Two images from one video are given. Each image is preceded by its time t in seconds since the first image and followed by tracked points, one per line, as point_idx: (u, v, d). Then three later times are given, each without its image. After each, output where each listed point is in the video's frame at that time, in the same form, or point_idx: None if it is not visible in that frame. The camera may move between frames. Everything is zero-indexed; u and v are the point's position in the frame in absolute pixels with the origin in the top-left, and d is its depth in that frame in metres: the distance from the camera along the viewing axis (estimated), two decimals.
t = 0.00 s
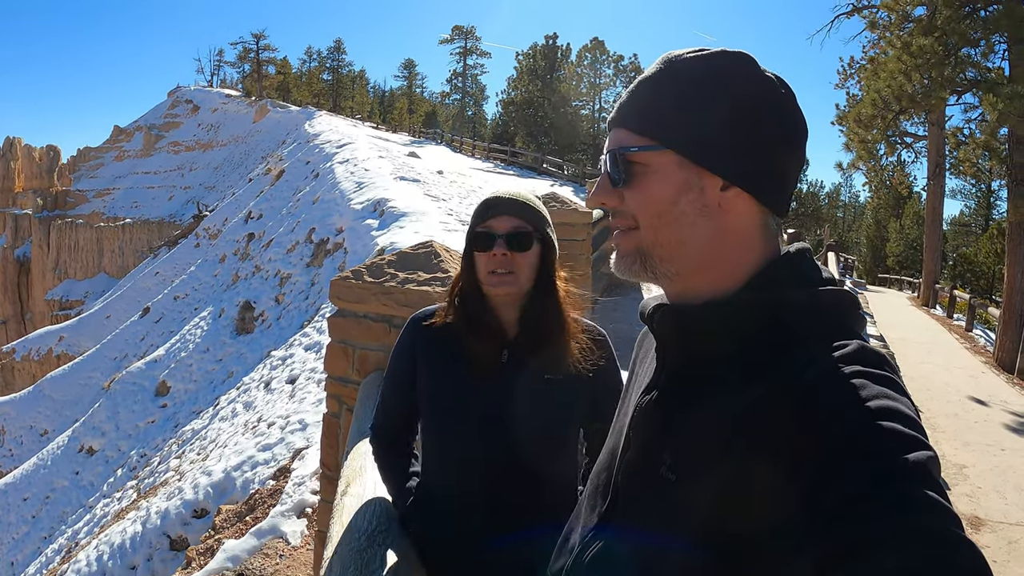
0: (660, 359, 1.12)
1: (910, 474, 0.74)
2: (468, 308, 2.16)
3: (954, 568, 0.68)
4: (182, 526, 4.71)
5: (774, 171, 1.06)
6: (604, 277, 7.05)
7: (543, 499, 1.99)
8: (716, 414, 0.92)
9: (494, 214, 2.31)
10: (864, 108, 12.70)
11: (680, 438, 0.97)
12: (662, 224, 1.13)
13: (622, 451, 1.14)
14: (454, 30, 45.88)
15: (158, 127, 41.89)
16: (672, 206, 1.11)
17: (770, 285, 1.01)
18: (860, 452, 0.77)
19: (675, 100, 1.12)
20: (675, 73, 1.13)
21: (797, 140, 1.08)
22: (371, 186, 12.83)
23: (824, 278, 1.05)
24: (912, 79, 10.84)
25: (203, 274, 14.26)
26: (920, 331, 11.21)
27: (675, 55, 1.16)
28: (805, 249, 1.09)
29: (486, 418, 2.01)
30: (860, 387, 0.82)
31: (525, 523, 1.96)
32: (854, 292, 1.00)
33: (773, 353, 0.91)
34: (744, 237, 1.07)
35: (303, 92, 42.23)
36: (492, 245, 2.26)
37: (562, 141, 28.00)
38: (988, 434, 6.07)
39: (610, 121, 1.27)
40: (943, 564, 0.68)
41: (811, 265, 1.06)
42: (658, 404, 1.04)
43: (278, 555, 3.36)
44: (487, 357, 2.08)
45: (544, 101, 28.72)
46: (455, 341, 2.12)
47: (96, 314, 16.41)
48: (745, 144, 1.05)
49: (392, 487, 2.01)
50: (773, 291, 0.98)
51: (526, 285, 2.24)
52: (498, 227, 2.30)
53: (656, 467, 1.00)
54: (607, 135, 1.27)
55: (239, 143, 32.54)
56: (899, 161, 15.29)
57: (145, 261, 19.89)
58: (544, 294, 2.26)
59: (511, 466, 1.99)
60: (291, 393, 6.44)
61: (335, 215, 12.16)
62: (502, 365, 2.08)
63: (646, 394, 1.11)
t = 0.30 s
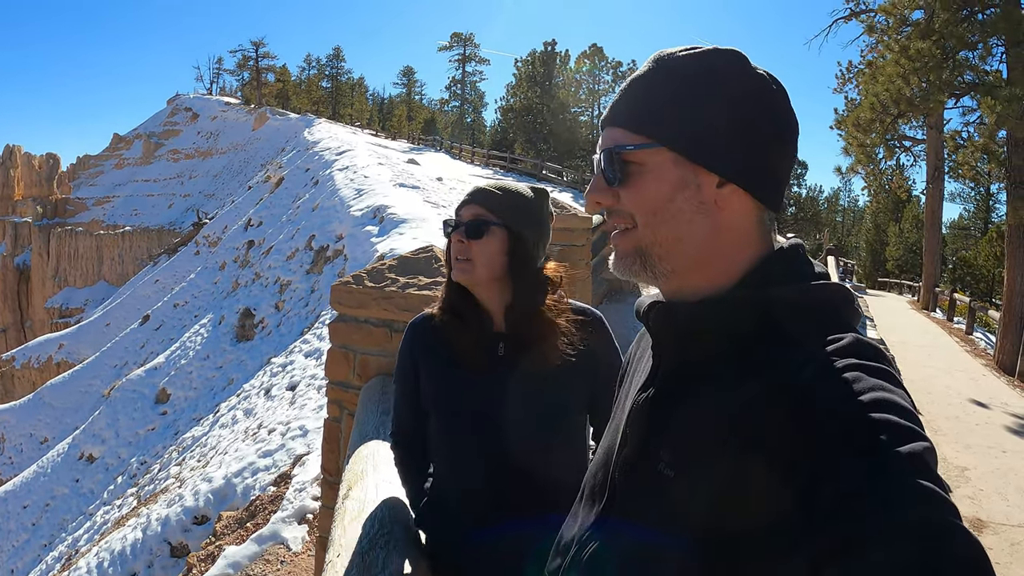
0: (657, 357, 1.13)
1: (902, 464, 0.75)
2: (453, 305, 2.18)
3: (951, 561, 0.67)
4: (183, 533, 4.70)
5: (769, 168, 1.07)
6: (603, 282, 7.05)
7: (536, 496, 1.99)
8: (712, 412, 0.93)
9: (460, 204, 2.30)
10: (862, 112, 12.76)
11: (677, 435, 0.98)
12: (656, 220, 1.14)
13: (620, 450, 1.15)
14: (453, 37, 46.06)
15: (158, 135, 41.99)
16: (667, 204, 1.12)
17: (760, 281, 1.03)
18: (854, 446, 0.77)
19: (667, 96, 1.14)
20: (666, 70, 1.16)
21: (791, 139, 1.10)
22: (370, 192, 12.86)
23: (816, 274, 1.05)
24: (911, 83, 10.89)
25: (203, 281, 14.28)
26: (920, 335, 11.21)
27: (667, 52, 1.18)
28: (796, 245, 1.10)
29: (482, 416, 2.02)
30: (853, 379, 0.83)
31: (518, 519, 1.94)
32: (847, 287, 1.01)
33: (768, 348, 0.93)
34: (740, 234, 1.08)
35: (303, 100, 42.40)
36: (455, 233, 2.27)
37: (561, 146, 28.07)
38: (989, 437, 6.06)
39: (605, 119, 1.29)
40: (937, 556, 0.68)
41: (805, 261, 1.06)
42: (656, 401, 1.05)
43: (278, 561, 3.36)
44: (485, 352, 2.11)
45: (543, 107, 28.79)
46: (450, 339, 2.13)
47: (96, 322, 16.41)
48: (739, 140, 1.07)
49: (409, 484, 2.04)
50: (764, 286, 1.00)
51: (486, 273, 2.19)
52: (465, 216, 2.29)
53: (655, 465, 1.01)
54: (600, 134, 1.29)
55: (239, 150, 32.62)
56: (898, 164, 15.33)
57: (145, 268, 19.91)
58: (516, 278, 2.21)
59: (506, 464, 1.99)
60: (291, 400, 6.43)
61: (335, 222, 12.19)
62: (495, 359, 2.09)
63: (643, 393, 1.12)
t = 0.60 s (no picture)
0: (626, 357, 1.15)
1: (865, 453, 0.76)
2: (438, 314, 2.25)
3: (912, 542, 0.70)
4: (182, 537, 4.72)
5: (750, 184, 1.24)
6: (603, 286, 7.06)
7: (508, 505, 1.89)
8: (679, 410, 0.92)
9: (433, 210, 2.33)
10: (862, 116, 12.79)
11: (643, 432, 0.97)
12: (706, 217, 1.14)
13: (590, 450, 1.15)
14: (454, 42, 46.22)
15: (161, 140, 42.16)
16: (714, 203, 1.16)
17: (727, 274, 1.06)
18: (818, 441, 0.78)
19: (698, 91, 1.18)
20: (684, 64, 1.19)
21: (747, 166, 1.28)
22: (371, 197, 12.91)
23: (774, 271, 1.08)
24: (910, 86, 10.93)
25: (204, 286, 14.31)
26: (921, 339, 11.19)
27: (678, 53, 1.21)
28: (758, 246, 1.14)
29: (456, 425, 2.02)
30: (814, 372, 0.85)
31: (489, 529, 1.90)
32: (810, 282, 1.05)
33: (732, 347, 0.95)
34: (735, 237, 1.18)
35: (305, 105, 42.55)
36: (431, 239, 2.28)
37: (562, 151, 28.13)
38: (990, 440, 6.05)
39: (624, 100, 1.23)
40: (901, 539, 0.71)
41: (764, 262, 1.10)
42: (626, 400, 1.05)
43: (275, 563, 3.37)
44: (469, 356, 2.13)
45: (544, 111, 28.86)
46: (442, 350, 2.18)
47: (97, 326, 16.45)
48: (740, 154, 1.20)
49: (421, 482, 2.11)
50: (735, 282, 1.04)
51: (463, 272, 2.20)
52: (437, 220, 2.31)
53: (623, 463, 1.00)
54: (617, 117, 1.24)
55: (241, 156, 32.72)
56: (899, 168, 15.34)
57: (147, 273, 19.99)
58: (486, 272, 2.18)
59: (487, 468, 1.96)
60: (291, 404, 6.44)
61: (336, 227, 12.23)
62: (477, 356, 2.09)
63: (612, 394, 1.12)
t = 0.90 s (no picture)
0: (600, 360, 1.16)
1: (841, 450, 0.78)
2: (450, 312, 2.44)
3: (884, 533, 0.71)
4: (179, 539, 4.71)
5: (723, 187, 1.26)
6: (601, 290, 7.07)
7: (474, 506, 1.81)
8: (655, 411, 0.93)
9: (455, 213, 2.56)
10: (862, 119, 12.80)
11: (619, 433, 0.97)
12: (681, 222, 1.16)
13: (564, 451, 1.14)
14: (455, 46, 46.30)
15: (162, 143, 42.24)
16: (689, 207, 1.18)
17: (699, 276, 1.08)
18: (793, 440, 0.79)
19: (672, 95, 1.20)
20: (658, 69, 1.21)
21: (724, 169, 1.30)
22: (371, 201, 12.94)
23: (745, 275, 1.08)
24: (910, 89, 10.94)
25: (205, 290, 14.35)
26: (922, 342, 11.18)
27: (652, 56, 1.23)
28: (732, 250, 1.15)
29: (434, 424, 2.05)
30: (790, 372, 0.87)
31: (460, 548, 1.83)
32: (780, 287, 1.06)
33: (707, 350, 0.96)
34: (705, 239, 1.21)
35: (306, 109, 42.65)
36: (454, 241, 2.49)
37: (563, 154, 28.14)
38: (989, 444, 6.05)
39: (601, 105, 1.25)
40: (872, 533, 0.71)
41: (735, 264, 1.11)
42: (603, 402, 1.05)
43: (271, 565, 3.39)
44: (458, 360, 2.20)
45: (545, 115, 28.89)
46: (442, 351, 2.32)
47: (98, 330, 16.46)
48: (711, 157, 1.22)
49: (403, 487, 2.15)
50: (707, 284, 1.06)
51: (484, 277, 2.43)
52: (461, 224, 2.54)
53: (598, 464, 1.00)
54: (593, 120, 1.26)
55: (242, 159, 32.80)
56: (899, 172, 15.34)
57: (148, 277, 20.03)
58: (505, 284, 2.44)
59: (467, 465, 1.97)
60: (289, 407, 6.45)
61: (335, 231, 12.26)
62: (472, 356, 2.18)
63: (588, 398, 1.12)
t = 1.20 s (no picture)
0: (587, 360, 1.15)
1: (834, 443, 0.77)
2: (443, 313, 2.43)
3: (882, 524, 0.70)
4: (177, 541, 4.70)
5: (710, 184, 1.26)
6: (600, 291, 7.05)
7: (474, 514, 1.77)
8: (644, 410, 0.93)
9: (447, 209, 2.54)
10: (861, 121, 12.81)
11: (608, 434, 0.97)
12: (668, 222, 1.16)
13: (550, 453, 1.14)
14: (455, 49, 46.37)
15: (162, 146, 42.28)
16: (675, 207, 1.19)
17: (686, 275, 1.08)
18: (785, 436, 0.79)
19: (658, 92, 1.19)
20: (643, 66, 1.21)
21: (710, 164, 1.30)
22: (370, 204, 12.93)
23: (730, 272, 1.08)
24: (909, 91, 10.95)
25: (205, 292, 14.35)
26: (922, 344, 11.17)
27: (639, 53, 1.22)
28: (716, 250, 1.15)
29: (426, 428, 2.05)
30: (781, 368, 0.86)
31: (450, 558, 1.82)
32: (765, 283, 1.06)
33: (694, 350, 0.95)
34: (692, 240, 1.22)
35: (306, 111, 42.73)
36: (447, 237, 2.47)
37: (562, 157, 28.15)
38: (988, 446, 6.04)
39: (586, 101, 1.24)
40: (869, 525, 0.69)
41: (720, 261, 1.12)
42: (590, 401, 1.05)
43: (268, 567, 3.38)
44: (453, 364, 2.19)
45: (544, 118, 28.92)
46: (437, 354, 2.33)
47: (97, 332, 16.46)
48: (697, 155, 1.22)
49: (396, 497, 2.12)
50: (694, 281, 1.05)
51: (478, 277, 2.43)
52: (453, 220, 2.52)
53: (587, 465, 1.00)
54: (579, 117, 1.25)
55: (242, 162, 32.83)
56: (899, 174, 15.34)
57: (148, 280, 20.04)
58: (500, 284, 2.44)
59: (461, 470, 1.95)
60: (287, 410, 6.44)
61: (334, 233, 12.26)
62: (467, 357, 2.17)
63: (573, 398, 1.12)
